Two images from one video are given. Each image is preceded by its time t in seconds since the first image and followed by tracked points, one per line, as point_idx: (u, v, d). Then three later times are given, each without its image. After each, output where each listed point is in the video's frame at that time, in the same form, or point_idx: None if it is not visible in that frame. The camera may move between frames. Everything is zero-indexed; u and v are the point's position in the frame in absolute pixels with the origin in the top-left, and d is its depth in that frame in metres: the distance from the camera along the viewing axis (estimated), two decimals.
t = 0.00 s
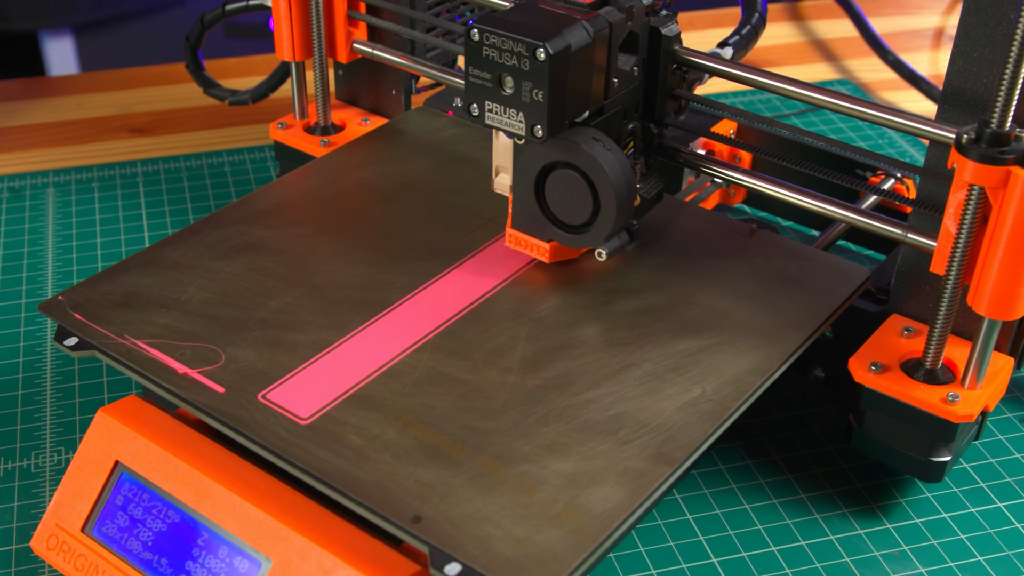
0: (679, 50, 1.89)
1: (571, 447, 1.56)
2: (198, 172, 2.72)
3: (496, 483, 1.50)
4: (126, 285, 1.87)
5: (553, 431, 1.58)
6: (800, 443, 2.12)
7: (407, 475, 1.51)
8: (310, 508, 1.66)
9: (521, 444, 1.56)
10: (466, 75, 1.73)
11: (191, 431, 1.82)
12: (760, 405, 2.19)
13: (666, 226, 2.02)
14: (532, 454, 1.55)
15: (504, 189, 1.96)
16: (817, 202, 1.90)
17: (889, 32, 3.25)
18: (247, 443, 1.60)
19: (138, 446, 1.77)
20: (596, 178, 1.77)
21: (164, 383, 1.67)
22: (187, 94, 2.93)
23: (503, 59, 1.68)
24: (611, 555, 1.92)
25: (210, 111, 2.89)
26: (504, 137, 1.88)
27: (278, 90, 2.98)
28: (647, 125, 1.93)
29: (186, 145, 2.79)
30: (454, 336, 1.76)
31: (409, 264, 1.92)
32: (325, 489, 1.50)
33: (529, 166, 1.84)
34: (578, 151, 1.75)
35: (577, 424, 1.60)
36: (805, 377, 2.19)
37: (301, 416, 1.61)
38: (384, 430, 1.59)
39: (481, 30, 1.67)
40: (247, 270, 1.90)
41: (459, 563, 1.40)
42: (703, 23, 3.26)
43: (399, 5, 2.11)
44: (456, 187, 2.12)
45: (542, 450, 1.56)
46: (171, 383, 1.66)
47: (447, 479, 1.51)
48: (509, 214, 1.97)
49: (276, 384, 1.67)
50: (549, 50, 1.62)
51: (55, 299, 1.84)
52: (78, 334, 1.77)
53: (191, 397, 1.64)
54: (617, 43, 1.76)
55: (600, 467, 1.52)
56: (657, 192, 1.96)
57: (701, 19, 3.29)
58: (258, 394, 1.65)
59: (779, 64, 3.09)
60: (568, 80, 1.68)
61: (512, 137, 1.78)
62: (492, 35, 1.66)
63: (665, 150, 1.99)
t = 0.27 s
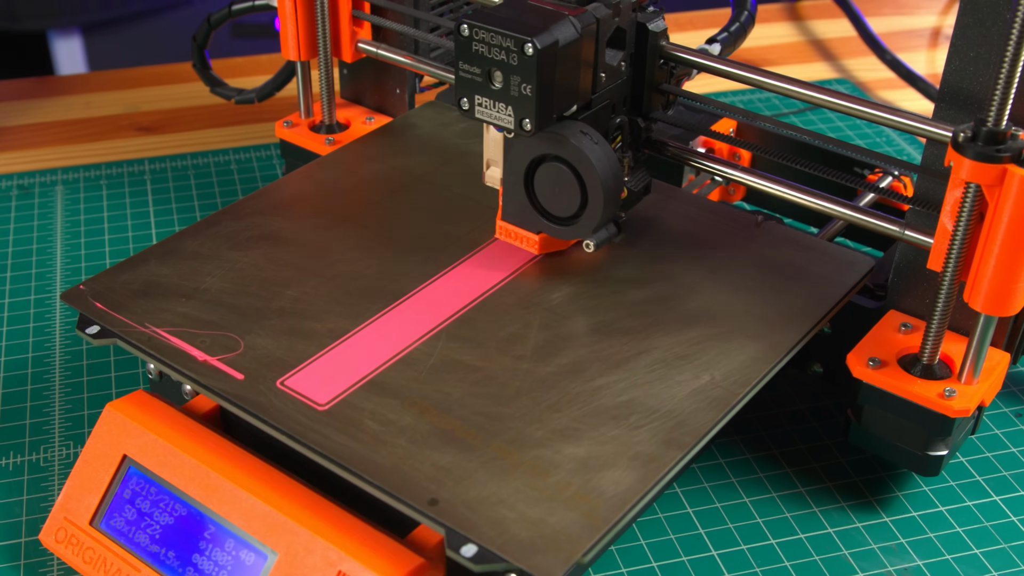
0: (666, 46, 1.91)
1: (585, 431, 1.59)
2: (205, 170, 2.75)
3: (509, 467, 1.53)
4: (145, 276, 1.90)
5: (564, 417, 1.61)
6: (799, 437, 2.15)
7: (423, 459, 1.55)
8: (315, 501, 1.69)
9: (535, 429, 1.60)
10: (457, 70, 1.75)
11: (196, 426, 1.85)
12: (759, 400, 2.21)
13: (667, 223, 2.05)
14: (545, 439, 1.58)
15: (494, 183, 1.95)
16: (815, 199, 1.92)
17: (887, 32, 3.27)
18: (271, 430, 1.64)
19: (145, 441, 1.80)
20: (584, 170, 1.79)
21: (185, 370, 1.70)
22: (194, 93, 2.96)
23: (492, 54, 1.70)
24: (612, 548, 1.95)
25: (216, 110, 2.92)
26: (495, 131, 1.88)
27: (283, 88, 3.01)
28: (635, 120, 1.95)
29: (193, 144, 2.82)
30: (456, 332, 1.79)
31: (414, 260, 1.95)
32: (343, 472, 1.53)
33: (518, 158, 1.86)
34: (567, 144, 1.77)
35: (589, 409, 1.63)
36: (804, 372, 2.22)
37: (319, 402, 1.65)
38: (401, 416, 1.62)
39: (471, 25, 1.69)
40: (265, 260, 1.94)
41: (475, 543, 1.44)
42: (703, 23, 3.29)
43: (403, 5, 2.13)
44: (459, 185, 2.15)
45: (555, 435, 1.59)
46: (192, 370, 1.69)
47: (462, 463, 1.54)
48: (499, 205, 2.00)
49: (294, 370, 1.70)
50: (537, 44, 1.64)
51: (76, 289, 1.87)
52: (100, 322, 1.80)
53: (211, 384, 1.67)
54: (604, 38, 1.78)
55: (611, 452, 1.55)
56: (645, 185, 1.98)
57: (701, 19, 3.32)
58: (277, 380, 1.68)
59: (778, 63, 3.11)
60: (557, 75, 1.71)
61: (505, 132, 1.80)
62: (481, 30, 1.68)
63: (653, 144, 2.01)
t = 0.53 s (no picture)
0: (655, 42, 1.94)
1: (598, 415, 1.63)
2: (212, 168, 2.78)
3: (524, 451, 1.57)
4: (167, 265, 1.94)
5: (579, 401, 1.65)
6: (798, 432, 2.18)
7: (442, 443, 1.59)
8: (320, 495, 1.72)
9: (550, 413, 1.64)
10: (449, 66, 1.77)
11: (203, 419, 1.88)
12: (759, 395, 2.24)
13: (669, 221, 2.08)
14: (560, 422, 1.62)
15: (488, 176, 1.98)
16: (814, 197, 1.95)
17: (885, 32, 3.29)
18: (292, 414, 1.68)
19: (153, 435, 1.83)
20: (573, 164, 1.81)
21: (206, 355, 1.73)
22: (201, 92, 2.99)
23: (483, 49, 1.72)
24: (614, 541, 1.98)
25: (222, 108, 2.95)
26: (487, 126, 1.90)
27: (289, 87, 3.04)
28: (625, 115, 1.98)
29: (200, 142, 2.85)
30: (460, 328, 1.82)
31: (418, 257, 1.98)
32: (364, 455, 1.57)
33: (509, 153, 1.87)
34: (557, 139, 1.79)
35: (602, 394, 1.67)
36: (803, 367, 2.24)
37: (338, 387, 1.68)
38: (418, 400, 1.66)
39: (462, 21, 1.71)
40: (280, 251, 1.97)
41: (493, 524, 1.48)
42: (703, 22, 3.32)
43: (407, 5, 2.16)
44: (464, 183, 2.18)
45: (570, 418, 1.63)
46: (213, 355, 1.73)
47: (478, 446, 1.58)
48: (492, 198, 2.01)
49: (313, 357, 1.74)
50: (529, 41, 1.67)
51: (99, 279, 1.91)
52: (123, 309, 1.84)
53: (231, 368, 1.70)
54: (593, 34, 1.81)
55: (624, 435, 1.59)
56: (635, 179, 1.99)
57: (701, 19, 3.35)
58: (297, 365, 1.72)
59: (778, 62, 3.14)
60: (547, 70, 1.73)
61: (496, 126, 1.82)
62: (473, 26, 1.70)
63: (643, 139, 2.04)
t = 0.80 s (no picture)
0: (644, 38, 1.97)
1: (610, 400, 1.66)
2: (218, 166, 2.81)
3: (539, 435, 1.60)
4: (187, 254, 1.98)
5: (592, 385, 1.69)
6: (797, 426, 2.21)
7: (459, 425, 1.62)
8: (325, 489, 1.74)
9: (565, 397, 1.67)
10: (443, 61, 1.80)
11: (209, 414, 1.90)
12: (759, 390, 2.27)
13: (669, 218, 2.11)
14: (574, 407, 1.65)
15: (481, 170, 2.01)
16: (812, 195, 1.97)
17: (882, 32, 3.32)
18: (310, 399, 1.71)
19: (160, 429, 1.86)
20: (564, 158, 1.84)
21: (226, 342, 1.77)
22: (208, 91, 3.02)
23: (475, 45, 1.75)
24: (615, 534, 2.01)
25: (228, 107, 2.98)
26: (480, 120, 1.94)
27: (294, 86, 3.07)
28: (615, 110, 2.01)
29: (206, 140, 2.88)
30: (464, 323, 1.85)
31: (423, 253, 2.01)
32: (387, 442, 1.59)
33: (501, 146, 1.91)
34: (548, 132, 1.82)
35: (615, 378, 1.70)
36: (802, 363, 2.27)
37: (357, 371, 1.72)
38: (436, 384, 1.69)
39: (455, 17, 1.74)
40: (286, 248, 2.00)
41: (509, 504, 1.50)
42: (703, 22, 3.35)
43: (411, 4, 2.19)
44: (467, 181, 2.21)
45: (583, 402, 1.66)
46: (234, 343, 1.76)
47: (494, 430, 1.61)
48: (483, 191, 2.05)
49: (331, 344, 1.77)
50: (519, 36, 1.69)
51: (121, 266, 1.95)
52: (145, 298, 1.88)
53: (252, 355, 1.74)
54: (584, 31, 1.83)
55: (637, 418, 1.62)
56: (626, 172, 2.03)
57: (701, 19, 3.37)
58: (317, 351, 1.75)
59: (777, 62, 3.17)
60: (537, 66, 1.75)
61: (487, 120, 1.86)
62: (465, 22, 1.73)
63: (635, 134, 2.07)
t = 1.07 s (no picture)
0: (655, 41, 1.99)
1: (638, 371, 1.77)
2: (225, 164, 2.84)
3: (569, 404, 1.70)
4: (226, 234, 2.10)
5: (620, 357, 1.80)
6: (796, 421, 2.24)
7: (493, 394, 1.72)
8: (330, 482, 1.77)
9: (594, 368, 1.78)
10: (455, 63, 1.83)
11: (216, 409, 1.94)
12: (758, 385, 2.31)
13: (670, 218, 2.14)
14: (604, 377, 1.76)
15: (492, 171, 2.10)
16: (812, 192, 2.00)
17: (880, 31, 3.34)
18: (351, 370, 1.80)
19: (167, 423, 1.89)
20: (575, 159, 1.87)
21: (267, 317, 1.87)
22: (215, 90, 3.05)
23: (487, 48, 1.78)
24: (616, 526, 2.04)
25: (235, 106, 3.02)
26: (491, 122, 2.02)
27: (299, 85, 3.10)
28: (626, 112, 2.03)
29: (212, 138, 2.91)
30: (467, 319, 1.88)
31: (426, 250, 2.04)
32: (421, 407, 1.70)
33: (512, 147, 1.95)
34: (559, 134, 1.85)
35: (641, 351, 1.82)
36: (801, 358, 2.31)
37: (394, 344, 1.82)
38: (470, 355, 1.80)
39: (468, 21, 1.77)
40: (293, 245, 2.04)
41: (545, 468, 1.60)
42: (703, 22, 3.37)
43: (415, 4, 2.21)
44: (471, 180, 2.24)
45: (612, 373, 1.77)
46: (275, 318, 1.87)
47: (526, 398, 1.72)
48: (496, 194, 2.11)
49: (368, 319, 1.88)
50: (530, 39, 1.72)
51: (164, 246, 2.05)
52: (186, 275, 1.98)
53: (293, 329, 1.84)
54: (595, 33, 1.86)
55: (663, 389, 1.73)
56: (637, 173, 2.05)
57: (701, 18, 3.40)
58: (354, 324, 1.86)
59: (776, 61, 3.19)
60: (549, 69, 1.78)
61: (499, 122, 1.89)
62: (478, 25, 1.76)
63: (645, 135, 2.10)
